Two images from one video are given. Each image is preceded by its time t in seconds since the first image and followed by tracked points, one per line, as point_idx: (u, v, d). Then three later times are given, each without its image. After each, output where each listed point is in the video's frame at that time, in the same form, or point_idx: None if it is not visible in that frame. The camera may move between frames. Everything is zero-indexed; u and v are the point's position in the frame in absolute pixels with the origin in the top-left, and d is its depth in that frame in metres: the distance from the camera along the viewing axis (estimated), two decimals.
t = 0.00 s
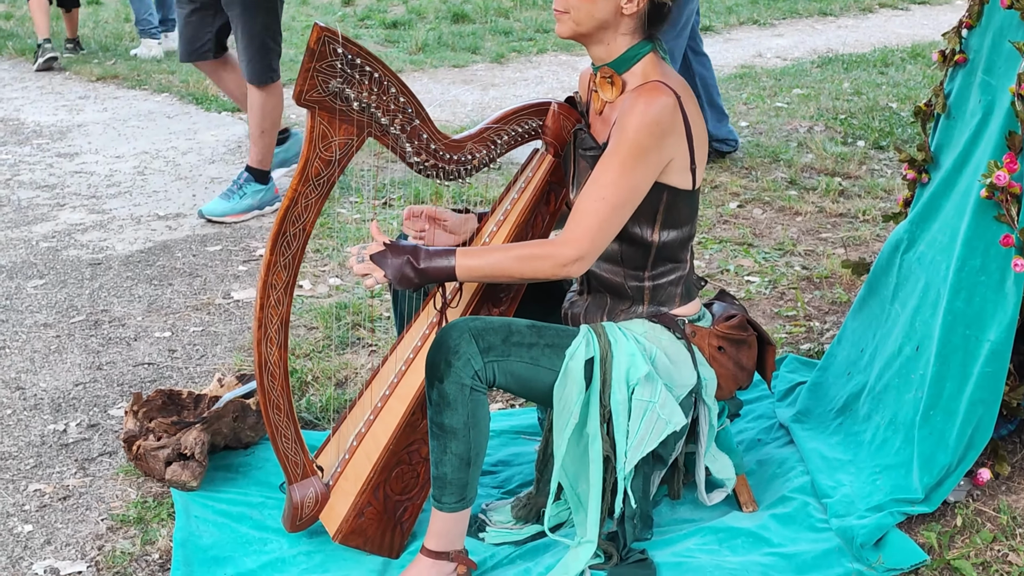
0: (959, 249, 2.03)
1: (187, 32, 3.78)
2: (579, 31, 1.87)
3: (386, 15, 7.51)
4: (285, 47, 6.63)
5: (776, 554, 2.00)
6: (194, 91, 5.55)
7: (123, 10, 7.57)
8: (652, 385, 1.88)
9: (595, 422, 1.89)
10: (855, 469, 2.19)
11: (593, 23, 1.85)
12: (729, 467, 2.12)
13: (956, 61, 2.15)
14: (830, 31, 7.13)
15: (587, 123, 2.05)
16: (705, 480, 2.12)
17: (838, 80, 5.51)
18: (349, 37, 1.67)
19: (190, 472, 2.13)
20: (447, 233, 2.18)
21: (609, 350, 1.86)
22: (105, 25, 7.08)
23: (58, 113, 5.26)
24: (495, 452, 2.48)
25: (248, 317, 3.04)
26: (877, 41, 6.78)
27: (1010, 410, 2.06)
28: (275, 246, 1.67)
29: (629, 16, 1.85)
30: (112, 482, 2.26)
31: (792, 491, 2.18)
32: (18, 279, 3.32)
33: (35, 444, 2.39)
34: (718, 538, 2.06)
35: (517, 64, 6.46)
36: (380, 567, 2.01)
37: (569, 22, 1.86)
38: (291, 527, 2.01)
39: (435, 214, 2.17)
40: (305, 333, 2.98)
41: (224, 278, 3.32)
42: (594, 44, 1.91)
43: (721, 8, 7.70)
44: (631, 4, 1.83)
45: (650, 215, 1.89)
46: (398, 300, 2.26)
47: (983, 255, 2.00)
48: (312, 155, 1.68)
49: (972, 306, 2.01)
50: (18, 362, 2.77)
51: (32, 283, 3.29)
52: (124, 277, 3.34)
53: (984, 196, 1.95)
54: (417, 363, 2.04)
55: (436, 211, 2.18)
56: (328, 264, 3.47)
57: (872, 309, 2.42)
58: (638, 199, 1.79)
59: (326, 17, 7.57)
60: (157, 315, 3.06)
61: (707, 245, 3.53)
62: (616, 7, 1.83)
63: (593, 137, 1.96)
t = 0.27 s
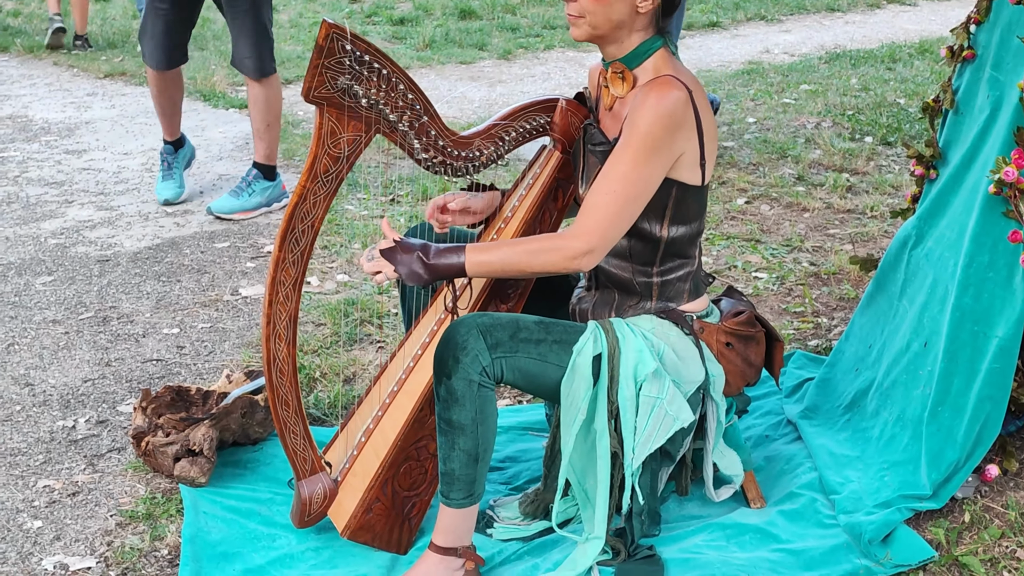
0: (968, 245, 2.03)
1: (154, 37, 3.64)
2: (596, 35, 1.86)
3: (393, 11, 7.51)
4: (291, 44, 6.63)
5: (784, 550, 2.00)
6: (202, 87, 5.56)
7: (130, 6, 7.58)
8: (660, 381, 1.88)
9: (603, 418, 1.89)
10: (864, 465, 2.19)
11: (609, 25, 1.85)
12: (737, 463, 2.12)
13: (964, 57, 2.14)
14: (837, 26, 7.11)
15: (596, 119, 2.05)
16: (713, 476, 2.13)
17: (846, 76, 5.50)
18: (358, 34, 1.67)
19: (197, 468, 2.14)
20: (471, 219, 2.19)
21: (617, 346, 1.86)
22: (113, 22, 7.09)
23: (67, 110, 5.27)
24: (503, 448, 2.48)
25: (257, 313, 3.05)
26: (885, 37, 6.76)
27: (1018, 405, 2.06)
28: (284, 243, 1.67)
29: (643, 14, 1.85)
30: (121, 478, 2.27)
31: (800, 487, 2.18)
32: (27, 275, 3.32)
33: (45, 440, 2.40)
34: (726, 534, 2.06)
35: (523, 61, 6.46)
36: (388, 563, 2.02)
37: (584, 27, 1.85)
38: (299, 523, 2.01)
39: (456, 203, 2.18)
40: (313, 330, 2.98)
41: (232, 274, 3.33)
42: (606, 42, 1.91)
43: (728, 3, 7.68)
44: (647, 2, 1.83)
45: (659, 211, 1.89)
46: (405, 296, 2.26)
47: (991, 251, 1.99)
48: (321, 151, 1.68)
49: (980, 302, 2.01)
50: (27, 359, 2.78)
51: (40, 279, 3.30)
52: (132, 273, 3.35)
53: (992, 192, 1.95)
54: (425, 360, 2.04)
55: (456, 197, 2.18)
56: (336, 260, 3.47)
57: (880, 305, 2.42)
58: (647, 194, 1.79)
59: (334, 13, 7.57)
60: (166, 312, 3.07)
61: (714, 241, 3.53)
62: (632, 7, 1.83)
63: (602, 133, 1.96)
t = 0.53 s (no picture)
0: (975, 243, 2.03)
1: (162, 34, 3.68)
2: (609, 45, 1.87)
3: (400, 9, 7.51)
4: (299, 42, 6.63)
5: (791, 548, 2.00)
6: (208, 84, 5.57)
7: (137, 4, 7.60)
8: (666, 379, 1.88)
9: (609, 416, 1.89)
10: (870, 463, 2.20)
11: (622, 36, 1.85)
12: (743, 461, 2.13)
13: (972, 55, 2.13)
14: (845, 24, 7.10)
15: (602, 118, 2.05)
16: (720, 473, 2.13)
17: (854, 73, 5.50)
18: (365, 33, 1.67)
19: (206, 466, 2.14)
20: (494, 205, 2.18)
21: (624, 344, 1.87)
22: (120, 20, 7.10)
23: (75, 109, 5.28)
24: (510, 446, 2.49)
25: (264, 311, 3.06)
26: (893, 35, 6.75)
27: None
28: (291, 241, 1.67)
29: (654, 19, 1.86)
30: (130, 476, 2.28)
31: (807, 485, 2.18)
32: (36, 273, 3.34)
33: (54, 438, 2.41)
34: (732, 532, 2.07)
35: (530, 59, 6.46)
36: (395, 560, 2.03)
37: (597, 40, 1.86)
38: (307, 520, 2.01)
39: (478, 190, 2.16)
40: (321, 328, 2.99)
41: (240, 272, 3.34)
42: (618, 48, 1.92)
43: (736, 2, 7.66)
44: (658, 8, 1.84)
45: (665, 209, 1.89)
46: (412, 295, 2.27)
47: (998, 249, 1.99)
48: (328, 150, 1.69)
49: (987, 300, 2.01)
50: (37, 357, 2.79)
51: (49, 277, 3.31)
52: (141, 271, 3.36)
53: (999, 190, 1.95)
54: (432, 358, 2.05)
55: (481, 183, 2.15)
56: (344, 259, 3.48)
57: (887, 303, 2.42)
58: (655, 193, 1.79)
59: (341, 11, 7.56)
60: (175, 310, 3.08)
61: (722, 239, 3.53)
62: (643, 15, 1.84)
63: (608, 131, 1.96)
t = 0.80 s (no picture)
0: (978, 242, 2.03)
1: (163, 33, 3.71)
2: (613, 48, 1.88)
3: (405, 8, 7.51)
4: (303, 41, 6.64)
5: (794, 545, 2.01)
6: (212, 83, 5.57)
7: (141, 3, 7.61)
8: (669, 377, 1.88)
9: (612, 414, 1.90)
10: (874, 461, 2.20)
11: (625, 39, 1.86)
12: (747, 459, 2.13)
13: (975, 54, 2.13)
14: (849, 23, 7.09)
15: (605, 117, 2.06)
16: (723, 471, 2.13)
17: (858, 72, 5.49)
18: (370, 31, 1.68)
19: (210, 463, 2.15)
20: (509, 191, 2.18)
21: (626, 342, 1.87)
22: (124, 19, 7.11)
23: (79, 107, 5.29)
24: (513, 443, 2.49)
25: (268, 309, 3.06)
26: (898, 33, 6.75)
27: None
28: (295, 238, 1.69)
29: (657, 21, 1.86)
30: (135, 473, 2.28)
31: (810, 483, 2.19)
32: (40, 271, 3.35)
33: (59, 436, 2.41)
34: (736, 530, 2.07)
35: (534, 57, 6.46)
36: (399, 557, 2.03)
37: (601, 44, 1.86)
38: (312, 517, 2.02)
39: (499, 180, 2.15)
40: (325, 326, 3.00)
41: (244, 271, 3.35)
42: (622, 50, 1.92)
43: None
44: (660, 10, 1.84)
45: (668, 208, 1.90)
46: (416, 292, 2.28)
47: (1001, 247, 1.99)
48: (333, 148, 1.69)
49: (990, 299, 2.01)
50: (42, 355, 2.79)
51: (54, 275, 3.32)
52: (145, 270, 3.37)
53: (1002, 189, 1.95)
54: (435, 356, 2.06)
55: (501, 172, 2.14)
56: (348, 257, 3.48)
57: (890, 301, 2.42)
58: (660, 194, 1.80)
59: (346, 10, 7.56)
60: (179, 308, 3.08)
61: (725, 237, 3.53)
62: (645, 18, 1.84)
63: (610, 130, 1.96)
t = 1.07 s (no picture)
0: (979, 240, 2.03)
1: (166, 27, 3.75)
2: (613, 48, 1.88)
3: (406, 7, 7.51)
4: (303, 40, 6.63)
5: (794, 545, 2.00)
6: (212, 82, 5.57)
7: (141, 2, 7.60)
8: (670, 376, 1.88)
9: (613, 413, 1.90)
10: (875, 460, 2.20)
11: (625, 38, 1.85)
12: (748, 458, 2.13)
13: (976, 52, 2.13)
14: (850, 22, 7.08)
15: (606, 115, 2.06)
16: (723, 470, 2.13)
17: (859, 71, 5.49)
18: (372, 30, 1.68)
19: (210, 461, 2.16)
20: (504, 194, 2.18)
21: (627, 341, 1.87)
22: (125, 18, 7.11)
23: (80, 106, 5.29)
24: (514, 443, 2.49)
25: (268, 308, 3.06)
26: (899, 32, 6.75)
27: None
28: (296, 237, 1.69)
29: (657, 19, 1.85)
30: (135, 472, 2.28)
31: (811, 482, 2.19)
32: (41, 270, 3.35)
33: (59, 435, 2.41)
34: (736, 529, 2.07)
35: (534, 56, 6.46)
36: (400, 556, 2.03)
37: (601, 45, 1.86)
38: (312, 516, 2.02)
39: (497, 182, 2.15)
40: (326, 325, 3.00)
41: (245, 269, 3.35)
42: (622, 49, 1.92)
43: None
44: (660, 10, 1.83)
45: (670, 206, 1.89)
46: (416, 291, 2.27)
47: (1002, 246, 1.99)
48: (334, 148, 1.69)
49: (991, 297, 2.01)
50: (42, 354, 2.79)
51: (55, 274, 3.32)
52: (146, 268, 3.37)
53: (1003, 187, 1.95)
54: (436, 354, 2.06)
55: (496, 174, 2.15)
56: (349, 256, 3.48)
57: (891, 300, 2.42)
58: (663, 191, 1.79)
59: (347, 9, 7.56)
60: (180, 306, 3.08)
61: (726, 236, 3.53)
62: (645, 17, 1.84)
63: (612, 128, 1.96)
